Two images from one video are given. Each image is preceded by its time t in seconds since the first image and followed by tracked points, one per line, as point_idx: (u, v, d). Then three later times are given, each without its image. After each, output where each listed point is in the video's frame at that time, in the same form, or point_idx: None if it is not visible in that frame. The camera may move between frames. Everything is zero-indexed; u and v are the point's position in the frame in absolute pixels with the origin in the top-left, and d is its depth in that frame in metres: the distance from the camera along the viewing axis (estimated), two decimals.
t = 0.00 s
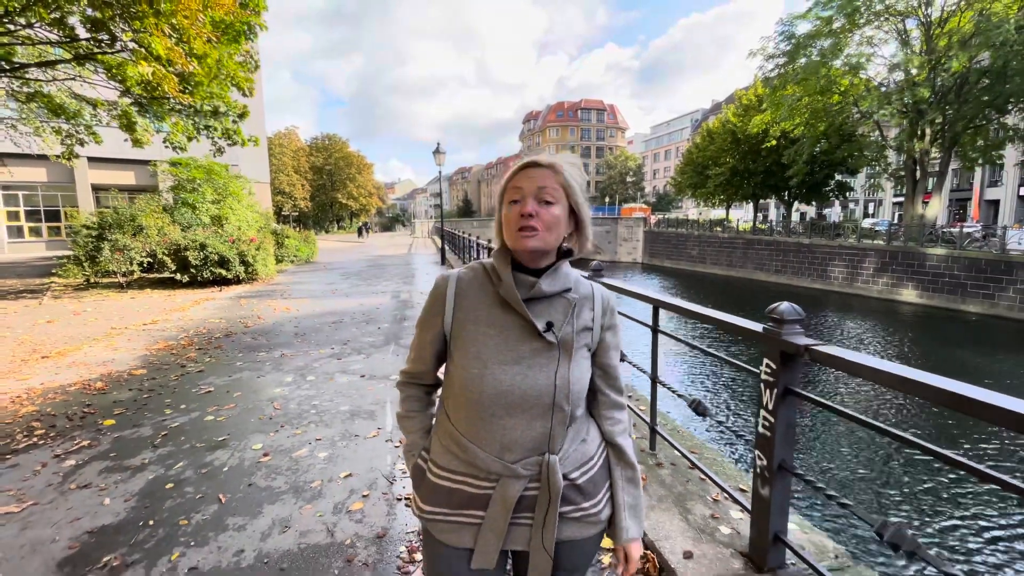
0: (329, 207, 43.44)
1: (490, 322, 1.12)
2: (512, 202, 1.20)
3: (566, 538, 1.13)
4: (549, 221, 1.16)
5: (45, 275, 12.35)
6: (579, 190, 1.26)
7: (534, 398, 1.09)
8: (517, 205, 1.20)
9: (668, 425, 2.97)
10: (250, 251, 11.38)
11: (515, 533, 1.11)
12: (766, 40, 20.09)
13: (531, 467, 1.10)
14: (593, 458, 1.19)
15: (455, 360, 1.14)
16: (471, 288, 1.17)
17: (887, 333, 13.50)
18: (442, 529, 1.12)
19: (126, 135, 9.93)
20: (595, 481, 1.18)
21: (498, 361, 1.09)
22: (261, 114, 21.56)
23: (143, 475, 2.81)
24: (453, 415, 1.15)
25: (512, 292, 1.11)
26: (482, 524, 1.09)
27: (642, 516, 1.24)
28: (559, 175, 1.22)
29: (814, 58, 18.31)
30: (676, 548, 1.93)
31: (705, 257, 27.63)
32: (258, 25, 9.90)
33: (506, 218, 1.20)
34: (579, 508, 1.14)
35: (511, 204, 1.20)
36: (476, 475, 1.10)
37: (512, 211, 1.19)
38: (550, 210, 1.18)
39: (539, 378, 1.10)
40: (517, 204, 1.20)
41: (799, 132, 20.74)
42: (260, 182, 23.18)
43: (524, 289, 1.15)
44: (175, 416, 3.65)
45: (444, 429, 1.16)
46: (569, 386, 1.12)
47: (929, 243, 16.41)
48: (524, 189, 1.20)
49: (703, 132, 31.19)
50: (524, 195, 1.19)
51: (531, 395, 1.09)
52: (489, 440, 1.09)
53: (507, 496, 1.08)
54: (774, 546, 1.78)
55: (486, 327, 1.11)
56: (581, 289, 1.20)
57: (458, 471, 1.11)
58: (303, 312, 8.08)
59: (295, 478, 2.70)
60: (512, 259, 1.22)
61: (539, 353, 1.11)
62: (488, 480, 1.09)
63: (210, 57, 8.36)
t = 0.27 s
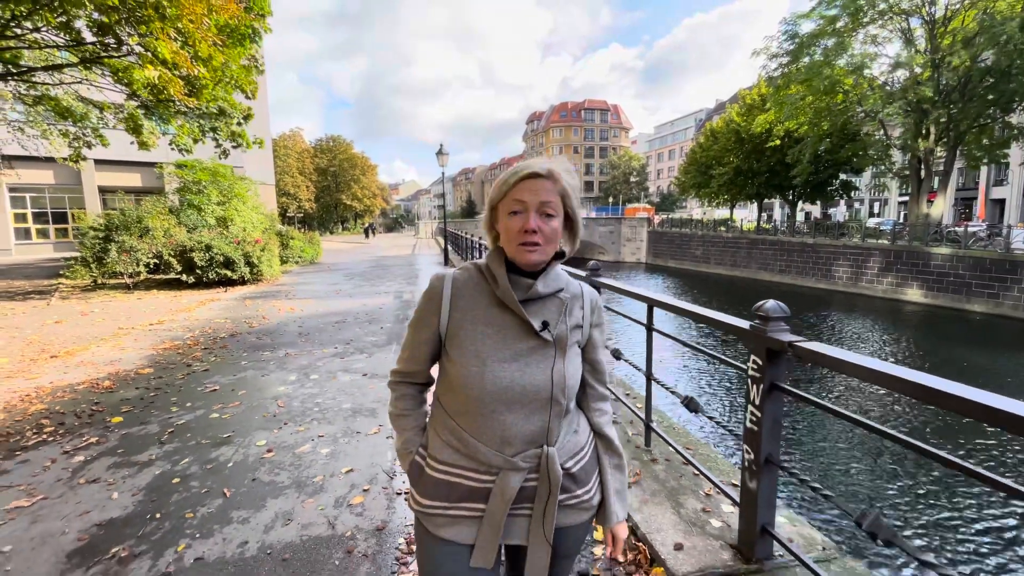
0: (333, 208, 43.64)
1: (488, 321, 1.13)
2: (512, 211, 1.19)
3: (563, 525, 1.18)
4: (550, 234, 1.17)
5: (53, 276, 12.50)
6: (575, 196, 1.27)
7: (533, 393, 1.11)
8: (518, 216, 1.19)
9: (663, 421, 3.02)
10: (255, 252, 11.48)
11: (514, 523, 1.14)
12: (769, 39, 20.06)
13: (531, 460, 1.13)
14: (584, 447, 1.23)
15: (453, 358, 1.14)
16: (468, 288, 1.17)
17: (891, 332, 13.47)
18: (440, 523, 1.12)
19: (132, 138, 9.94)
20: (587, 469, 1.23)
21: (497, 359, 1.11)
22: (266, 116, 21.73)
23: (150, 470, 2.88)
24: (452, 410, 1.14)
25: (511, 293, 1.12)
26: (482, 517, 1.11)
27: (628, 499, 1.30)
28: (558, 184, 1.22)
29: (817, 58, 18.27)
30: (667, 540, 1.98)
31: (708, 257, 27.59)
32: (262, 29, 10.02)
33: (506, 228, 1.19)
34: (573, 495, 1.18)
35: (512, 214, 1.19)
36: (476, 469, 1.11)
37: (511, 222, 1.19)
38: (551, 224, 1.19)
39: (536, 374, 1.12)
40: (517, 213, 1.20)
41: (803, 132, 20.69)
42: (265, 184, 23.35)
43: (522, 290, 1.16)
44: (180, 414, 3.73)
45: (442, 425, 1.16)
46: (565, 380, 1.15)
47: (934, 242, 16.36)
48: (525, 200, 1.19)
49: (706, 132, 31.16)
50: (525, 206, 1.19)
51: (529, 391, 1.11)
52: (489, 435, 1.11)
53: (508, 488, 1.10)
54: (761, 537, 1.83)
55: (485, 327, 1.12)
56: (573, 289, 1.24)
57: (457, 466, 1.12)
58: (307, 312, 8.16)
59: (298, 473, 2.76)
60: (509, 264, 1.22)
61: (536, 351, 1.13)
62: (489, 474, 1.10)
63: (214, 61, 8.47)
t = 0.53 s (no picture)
0: (337, 209, 43.81)
1: (482, 321, 1.14)
2: (498, 211, 1.24)
3: (559, 519, 1.21)
4: (536, 232, 1.21)
5: (60, 278, 12.64)
6: (558, 196, 1.32)
7: (528, 393, 1.13)
8: (504, 215, 1.23)
9: (660, 417, 3.07)
10: (259, 254, 11.59)
11: (512, 521, 1.16)
12: (772, 38, 20.03)
13: (528, 458, 1.15)
14: (577, 442, 1.27)
15: (448, 360, 1.14)
16: (460, 289, 1.17)
17: (895, 331, 13.41)
18: (438, 527, 1.12)
19: (139, 141, 9.96)
20: (580, 463, 1.27)
21: (492, 359, 1.12)
22: (270, 118, 21.86)
23: (157, 465, 2.95)
24: (448, 412, 1.14)
25: (505, 293, 1.13)
26: (480, 517, 1.12)
27: (617, 489, 1.35)
28: (541, 182, 1.27)
29: (820, 56, 18.23)
30: (660, 531, 2.03)
31: (712, 256, 27.54)
32: (266, 32, 10.11)
33: (493, 227, 1.23)
34: (567, 489, 1.22)
35: (497, 214, 1.23)
36: (474, 469, 1.12)
37: (498, 221, 1.23)
38: (536, 220, 1.23)
39: (532, 373, 1.14)
40: (504, 213, 1.24)
41: (806, 130, 20.63)
42: (269, 185, 23.51)
43: (514, 290, 1.18)
44: (187, 411, 3.80)
45: (437, 428, 1.15)
46: (558, 379, 1.18)
47: (939, 241, 16.31)
48: (510, 201, 1.24)
49: (709, 131, 31.12)
50: (510, 205, 1.23)
51: (525, 390, 1.13)
52: (486, 436, 1.12)
53: (506, 488, 1.11)
54: (751, 528, 1.87)
55: (479, 329, 1.13)
56: (560, 288, 1.28)
57: (455, 468, 1.12)
58: (311, 312, 8.25)
59: (301, 468, 2.82)
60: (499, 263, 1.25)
61: (530, 351, 1.16)
62: (486, 474, 1.11)
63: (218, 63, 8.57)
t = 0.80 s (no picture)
0: (339, 209, 43.92)
1: (468, 325, 1.13)
2: (491, 203, 1.20)
3: (555, 526, 1.20)
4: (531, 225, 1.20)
5: (64, 279, 12.71)
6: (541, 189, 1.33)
7: (518, 397, 1.12)
8: (498, 207, 1.20)
9: (657, 413, 3.12)
10: (262, 254, 11.66)
11: (508, 531, 1.15)
12: (772, 37, 20.04)
13: (521, 466, 1.13)
14: (569, 447, 1.26)
15: (433, 367, 1.12)
16: (443, 293, 1.16)
17: (897, 329, 13.41)
18: (430, 541, 1.10)
19: (141, 143, 10.01)
20: (573, 468, 1.26)
21: (479, 365, 1.10)
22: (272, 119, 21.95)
23: (164, 462, 3.01)
24: (435, 422, 1.13)
25: (489, 295, 1.12)
26: (473, 528, 1.10)
27: (611, 491, 1.35)
28: (530, 175, 1.26)
29: (821, 54, 18.22)
30: (655, 524, 2.07)
31: (713, 255, 27.55)
32: (267, 34, 10.18)
33: (485, 219, 1.19)
34: (562, 495, 1.21)
35: (491, 205, 1.19)
36: (465, 480, 1.10)
37: (493, 213, 1.19)
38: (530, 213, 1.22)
39: (522, 377, 1.13)
40: (497, 205, 1.20)
41: (807, 129, 20.62)
42: (271, 186, 23.60)
43: (499, 291, 1.17)
44: (192, 410, 3.86)
45: (425, 438, 1.14)
46: (548, 381, 1.16)
47: (940, 239, 16.33)
48: (503, 191, 1.21)
49: (710, 130, 31.12)
50: (505, 197, 1.20)
51: (515, 395, 1.12)
52: (476, 445, 1.10)
53: (500, 498, 1.09)
54: (744, 520, 1.91)
55: (465, 333, 1.12)
56: (547, 287, 1.27)
57: (444, 481, 1.10)
58: (313, 312, 8.32)
59: (305, 464, 2.88)
60: (483, 258, 1.23)
61: (519, 353, 1.15)
62: (477, 485, 1.09)
63: (221, 65, 8.65)
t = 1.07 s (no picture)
0: (337, 210, 43.92)
1: (453, 325, 1.09)
2: (468, 202, 1.15)
3: (547, 539, 1.15)
4: (514, 225, 1.15)
5: (63, 281, 12.70)
6: (529, 182, 1.25)
7: (506, 400, 1.07)
8: (477, 207, 1.15)
9: (655, 410, 3.16)
10: (261, 255, 11.69)
11: (495, 544, 1.10)
12: (768, 37, 20.13)
13: (510, 474, 1.08)
14: (563, 454, 1.21)
15: (417, 369, 1.08)
16: (427, 292, 1.12)
17: (894, 327, 13.48)
18: (416, 555, 1.07)
19: (140, 144, 10.03)
20: (567, 477, 1.21)
21: (465, 366, 1.06)
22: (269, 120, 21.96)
23: (169, 460, 3.04)
24: (419, 428, 1.09)
25: (475, 293, 1.08)
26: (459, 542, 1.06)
27: (610, 503, 1.30)
28: (512, 170, 1.19)
29: (817, 54, 18.30)
30: (654, 518, 2.12)
31: (711, 255, 27.65)
32: (265, 35, 10.20)
33: (464, 221, 1.14)
34: (555, 506, 1.15)
35: (469, 206, 1.15)
36: (450, 490, 1.06)
37: (471, 214, 1.14)
38: (513, 211, 1.17)
39: (511, 380, 1.08)
40: (475, 205, 1.15)
41: (803, 128, 20.72)
42: (269, 187, 23.61)
43: (485, 288, 1.13)
44: (195, 409, 3.89)
45: (410, 446, 1.10)
46: (539, 383, 1.11)
47: (936, 237, 16.41)
48: (481, 190, 1.15)
49: (707, 130, 31.22)
50: (483, 195, 1.15)
51: (503, 398, 1.07)
52: (462, 452, 1.06)
53: (488, 509, 1.05)
54: (740, 514, 1.96)
55: (450, 332, 1.07)
56: (538, 284, 1.22)
57: (429, 491, 1.06)
58: (313, 313, 8.36)
59: (309, 462, 2.92)
60: (467, 257, 1.18)
61: (507, 353, 1.10)
62: (464, 494, 1.05)
63: (219, 66, 8.62)
